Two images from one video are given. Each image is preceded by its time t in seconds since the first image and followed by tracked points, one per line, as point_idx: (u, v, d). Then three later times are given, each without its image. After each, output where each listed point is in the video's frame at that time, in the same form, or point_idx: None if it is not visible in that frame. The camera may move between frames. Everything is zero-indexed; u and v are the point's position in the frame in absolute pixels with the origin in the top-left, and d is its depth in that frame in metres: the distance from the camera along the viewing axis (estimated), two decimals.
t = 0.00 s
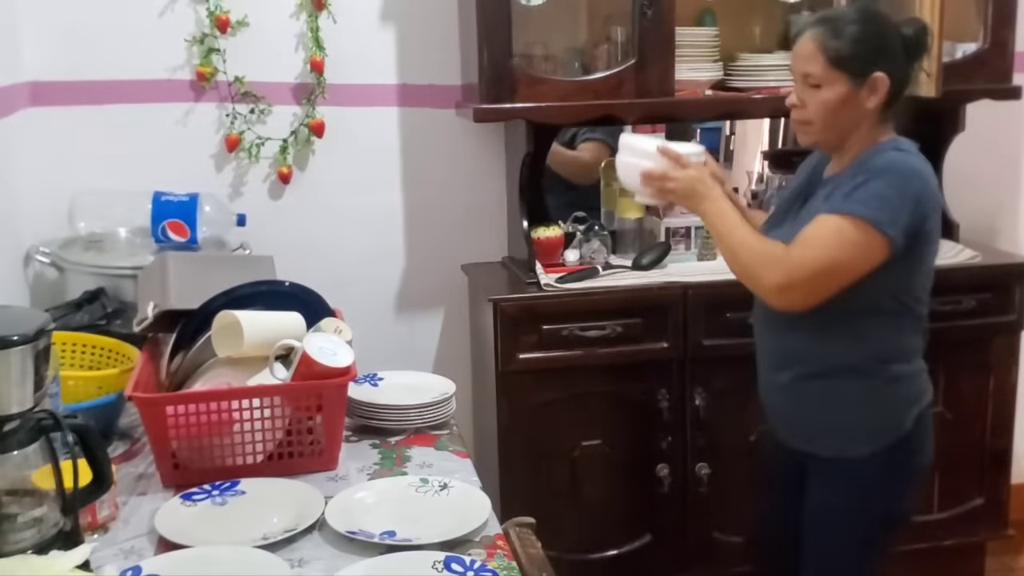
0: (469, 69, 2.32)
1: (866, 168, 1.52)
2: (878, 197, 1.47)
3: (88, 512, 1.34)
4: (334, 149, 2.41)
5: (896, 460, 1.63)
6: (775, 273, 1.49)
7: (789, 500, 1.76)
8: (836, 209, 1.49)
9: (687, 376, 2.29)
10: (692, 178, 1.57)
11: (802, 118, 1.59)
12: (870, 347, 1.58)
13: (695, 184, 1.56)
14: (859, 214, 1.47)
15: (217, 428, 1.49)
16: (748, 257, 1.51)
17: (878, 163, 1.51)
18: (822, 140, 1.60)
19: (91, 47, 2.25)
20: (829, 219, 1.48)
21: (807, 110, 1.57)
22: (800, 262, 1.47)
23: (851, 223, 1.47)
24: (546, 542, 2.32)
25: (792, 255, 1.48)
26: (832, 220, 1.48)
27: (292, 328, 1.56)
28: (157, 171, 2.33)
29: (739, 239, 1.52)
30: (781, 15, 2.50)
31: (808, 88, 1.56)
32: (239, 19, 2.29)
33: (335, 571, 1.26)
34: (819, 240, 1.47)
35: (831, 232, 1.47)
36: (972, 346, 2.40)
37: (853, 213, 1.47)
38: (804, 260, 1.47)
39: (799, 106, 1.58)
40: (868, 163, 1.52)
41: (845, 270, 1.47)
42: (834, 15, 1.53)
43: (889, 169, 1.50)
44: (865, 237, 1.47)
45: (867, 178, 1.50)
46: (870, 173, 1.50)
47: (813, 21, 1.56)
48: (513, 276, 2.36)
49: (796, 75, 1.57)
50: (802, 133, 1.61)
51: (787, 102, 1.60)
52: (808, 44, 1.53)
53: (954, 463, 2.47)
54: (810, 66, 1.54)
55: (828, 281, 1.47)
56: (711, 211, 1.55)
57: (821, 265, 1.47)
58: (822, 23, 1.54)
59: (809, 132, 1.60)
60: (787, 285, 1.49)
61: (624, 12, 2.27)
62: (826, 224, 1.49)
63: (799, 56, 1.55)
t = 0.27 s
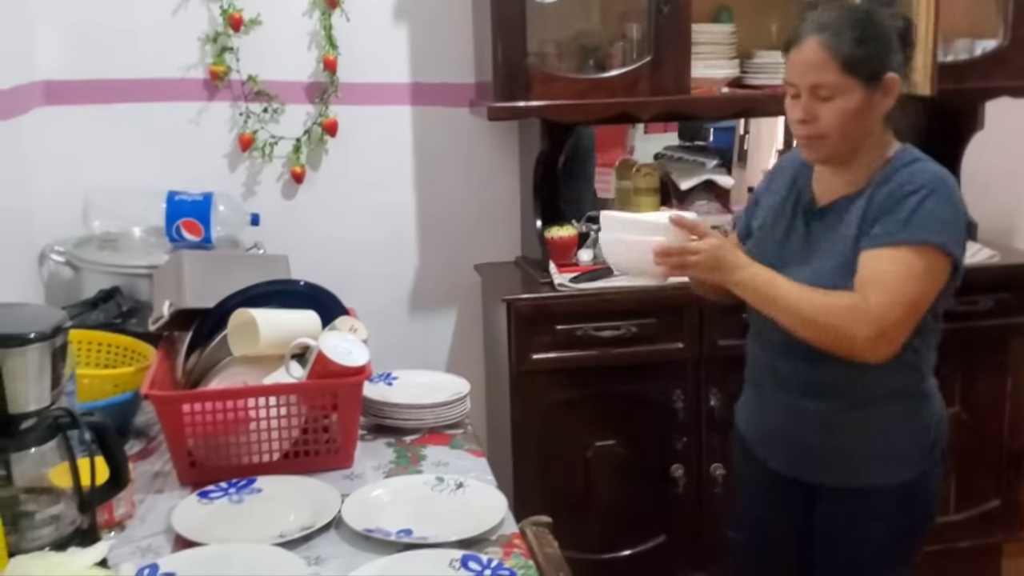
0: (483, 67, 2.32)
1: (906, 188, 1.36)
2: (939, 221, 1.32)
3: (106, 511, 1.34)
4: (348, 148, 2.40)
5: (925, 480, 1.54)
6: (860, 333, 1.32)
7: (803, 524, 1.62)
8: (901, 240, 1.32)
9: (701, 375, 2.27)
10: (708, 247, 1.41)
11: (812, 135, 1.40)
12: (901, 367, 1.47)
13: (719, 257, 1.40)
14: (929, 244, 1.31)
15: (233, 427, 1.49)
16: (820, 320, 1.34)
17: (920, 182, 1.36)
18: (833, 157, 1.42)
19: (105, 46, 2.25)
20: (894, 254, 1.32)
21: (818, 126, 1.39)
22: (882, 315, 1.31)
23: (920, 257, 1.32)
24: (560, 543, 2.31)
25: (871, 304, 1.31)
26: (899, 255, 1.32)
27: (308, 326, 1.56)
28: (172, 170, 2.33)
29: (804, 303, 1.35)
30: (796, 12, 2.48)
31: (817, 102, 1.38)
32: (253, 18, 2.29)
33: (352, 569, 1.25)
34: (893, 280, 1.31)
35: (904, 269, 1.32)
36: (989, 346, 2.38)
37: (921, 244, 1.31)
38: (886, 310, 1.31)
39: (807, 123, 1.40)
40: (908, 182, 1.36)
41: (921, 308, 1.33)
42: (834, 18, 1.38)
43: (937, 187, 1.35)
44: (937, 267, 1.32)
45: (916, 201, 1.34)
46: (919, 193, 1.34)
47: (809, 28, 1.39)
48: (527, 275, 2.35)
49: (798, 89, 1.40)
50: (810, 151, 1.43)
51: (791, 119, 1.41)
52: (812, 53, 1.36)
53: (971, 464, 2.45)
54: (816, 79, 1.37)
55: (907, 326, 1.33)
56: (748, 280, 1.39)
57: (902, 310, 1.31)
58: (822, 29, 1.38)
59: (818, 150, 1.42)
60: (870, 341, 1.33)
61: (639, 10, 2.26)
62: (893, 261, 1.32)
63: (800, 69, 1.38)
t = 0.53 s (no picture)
0: (486, 68, 2.30)
1: (874, 201, 1.25)
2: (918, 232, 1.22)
3: (100, 515, 1.33)
4: (348, 150, 2.39)
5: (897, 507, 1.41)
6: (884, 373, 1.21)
7: None
8: (893, 260, 1.21)
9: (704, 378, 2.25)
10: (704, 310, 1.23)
11: (756, 150, 1.27)
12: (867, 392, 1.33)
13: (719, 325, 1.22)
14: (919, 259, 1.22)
15: (231, 431, 1.47)
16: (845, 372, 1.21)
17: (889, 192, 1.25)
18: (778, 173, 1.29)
19: (105, 46, 2.24)
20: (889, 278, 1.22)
21: (763, 140, 1.26)
22: (894, 348, 1.21)
23: (912, 274, 1.22)
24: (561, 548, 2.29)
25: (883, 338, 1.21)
26: (894, 278, 1.22)
27: (306, 329, 1.55)
28: (172, 171, 2.31)
29: (816, 359, 1.21)
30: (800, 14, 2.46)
31: (759, 113, 1.25)
32: (254, 18, 2.28)
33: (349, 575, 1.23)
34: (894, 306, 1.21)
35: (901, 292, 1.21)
36: (994, 350, 2.36)
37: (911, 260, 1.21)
38: (897, 342, 1.21)
39: (750, 136, 1.26)
40: (873, 193, 1.26)
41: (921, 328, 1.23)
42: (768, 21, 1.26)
43: (906, 194, 1.25)
44: (926, 280, 1.23)
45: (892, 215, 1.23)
46: (892, 205, 1.24)
47: (741, 33, 1.27)
48: (528, 278, 2.34)
49: (736, 101, 1.26)
50: (753, 168, 1.29)
51: (730, 134, 1.27)
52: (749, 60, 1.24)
53: (976, 469, 2.43)
54: (757, 88, 1.24)
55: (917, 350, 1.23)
56: (749, 350, 1.23)
57: (910, 336, 1.22)
58: (755, 33, 1.25)
59: (762, 166, 1.28)
60: (891, 377, 1.22)
61: (642, 11, 2.24)
62: (886, 284, 1.22)
63: (736, 77, 1.25)
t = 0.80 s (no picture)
0: (492, 73, 2.30)
1: (876, 225, 1.15)
2: (926, 257, 1.13)
3: (108, 522, 1.33)
4: (356, 154, 2.39)
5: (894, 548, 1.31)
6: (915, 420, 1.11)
7: None
8: (907, 293, 1.11)
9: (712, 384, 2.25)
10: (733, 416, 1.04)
11: (745, 171, 1.14)
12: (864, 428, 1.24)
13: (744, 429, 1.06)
14: (932, 287, 1.12)
15: (237, 436, 1.48)
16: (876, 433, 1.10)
17: (890, 215, 1.15)
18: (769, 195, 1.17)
19: (113, 51, 2.25)
20: (906, 312, 1.12)
21: (753, 160, 1.13)
22: (921, 392, 1.10)
23: (925, 304, 1.12)
24: (569, 552, 2.29)
25: (910, 381, 1.10)
26: (908, 313, 1.12)
27: (313, 335, 1.55)
28: (180, 176, 2.32)
29: (847, 421, 1.09)
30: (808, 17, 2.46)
31: (748, 131, 1.12)
32: (261, 23, 2.28)
33: None
34: (916, 344, 1.11)
35: (920, 327, 1.11)
36: (1004, 355, 2.35)
37: (923, 289, 1.12)
38: (923, 385, 1.10)
39: (738, 157, 1.13)
40: (874, 217, 1.16)
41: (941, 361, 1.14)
42: (750, 29, 1.14)
43: (907, 214, 1.16)
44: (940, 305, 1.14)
45: (898, 241, 1.14)
46: (898, 229, 1.14)
47: (721, 45, 1.14)
48: (535, 282, 2.34)
49: (720, 118, 1.13)
50: (742, 189, 1.17)
51: (716, 155, 1.14)
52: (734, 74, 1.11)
53: (986, 474, 2.42)
54: (745, 104, 1.11)
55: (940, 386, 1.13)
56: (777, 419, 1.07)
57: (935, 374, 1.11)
58: (736, 44, 1.13)
59: (750, 187, 1.16)
60: (921, 421, 1.11)
61: (650, 15, 2.24)
62: (901, 319, 1.12)
63: (719, 94, 1.12)
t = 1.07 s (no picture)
0: (513, 70, 2.30)
1: (963, 265, 1.05)
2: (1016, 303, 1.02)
3: (134, 517, 1.33)
4: (375, 152, 2.39)
5: None
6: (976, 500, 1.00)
7: None
8: (991, 346, 1.00)
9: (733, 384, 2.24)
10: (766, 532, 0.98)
11: (813, 190, 1.05)
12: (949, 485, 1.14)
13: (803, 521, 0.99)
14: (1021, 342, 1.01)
15: (263, 432, 1.48)
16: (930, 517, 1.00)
17: (981, 251, 1.05)
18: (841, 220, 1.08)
19: (133, 48, 2.25)
20: (987, 366, 1.00)
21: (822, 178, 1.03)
22: (991, 467, 0.99)
23: (1009, 365, 1.00)
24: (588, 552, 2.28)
25: (977, 454, 0.99)
26: (985, 375, 1.00)
27: (337, 332, 1.55)
28: (200, 173, 2.32)
29: (879, 519, 0.99)
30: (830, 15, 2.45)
31: (816, 146, 1.02)
32: (282, 21, 2.28)
33: None
34: (992, 410, 0.99)
35: (998, 392, 1.00)
36: None
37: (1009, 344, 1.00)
38: (995, 459, 0.99)
39: (805, 174, 1.04)
40: (964, 256, 1.05)
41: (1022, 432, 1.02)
42: (822, 30, 1.04)
43: (1004, 254, 1.05)
44: None
45: (986, 285, 1.03)
46: (987, 270, 1.04)
47: (787, 47, 1.04)
48: (555, 281, 2.33)
49: (785, 131, 1.04)
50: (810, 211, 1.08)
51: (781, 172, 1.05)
52: (800, 81, 1.02)
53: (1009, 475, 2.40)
54: (813, 116, 1.01)
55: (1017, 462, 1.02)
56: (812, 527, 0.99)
57: (1010, 447, 1.00)
58: (806, 46, 1.03)
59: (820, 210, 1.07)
60: (988, 498, 1.01)
61: (671, 12, 2.24)
62: (980, 380, 1.00)
63: (784, 104, 1.03)
